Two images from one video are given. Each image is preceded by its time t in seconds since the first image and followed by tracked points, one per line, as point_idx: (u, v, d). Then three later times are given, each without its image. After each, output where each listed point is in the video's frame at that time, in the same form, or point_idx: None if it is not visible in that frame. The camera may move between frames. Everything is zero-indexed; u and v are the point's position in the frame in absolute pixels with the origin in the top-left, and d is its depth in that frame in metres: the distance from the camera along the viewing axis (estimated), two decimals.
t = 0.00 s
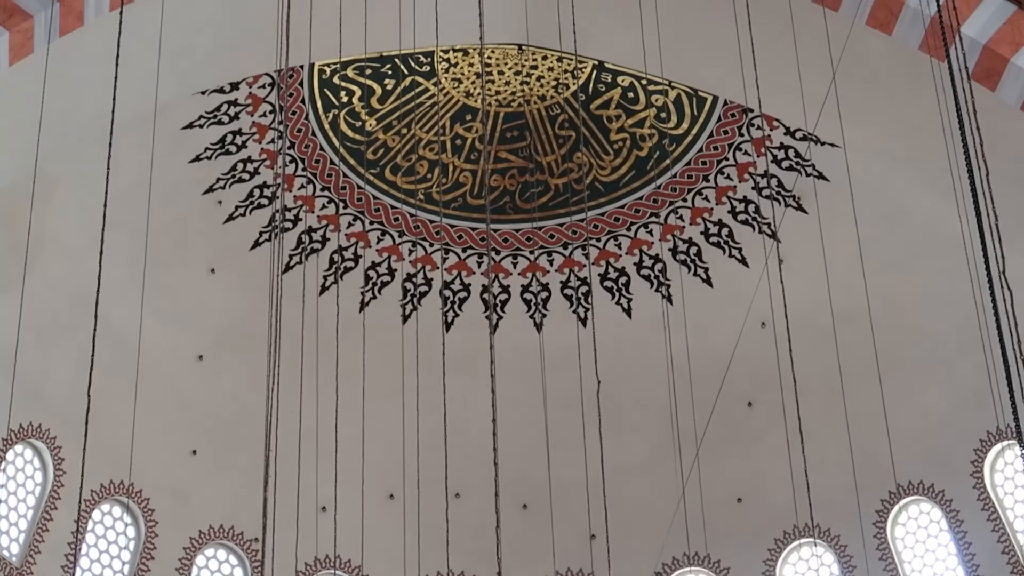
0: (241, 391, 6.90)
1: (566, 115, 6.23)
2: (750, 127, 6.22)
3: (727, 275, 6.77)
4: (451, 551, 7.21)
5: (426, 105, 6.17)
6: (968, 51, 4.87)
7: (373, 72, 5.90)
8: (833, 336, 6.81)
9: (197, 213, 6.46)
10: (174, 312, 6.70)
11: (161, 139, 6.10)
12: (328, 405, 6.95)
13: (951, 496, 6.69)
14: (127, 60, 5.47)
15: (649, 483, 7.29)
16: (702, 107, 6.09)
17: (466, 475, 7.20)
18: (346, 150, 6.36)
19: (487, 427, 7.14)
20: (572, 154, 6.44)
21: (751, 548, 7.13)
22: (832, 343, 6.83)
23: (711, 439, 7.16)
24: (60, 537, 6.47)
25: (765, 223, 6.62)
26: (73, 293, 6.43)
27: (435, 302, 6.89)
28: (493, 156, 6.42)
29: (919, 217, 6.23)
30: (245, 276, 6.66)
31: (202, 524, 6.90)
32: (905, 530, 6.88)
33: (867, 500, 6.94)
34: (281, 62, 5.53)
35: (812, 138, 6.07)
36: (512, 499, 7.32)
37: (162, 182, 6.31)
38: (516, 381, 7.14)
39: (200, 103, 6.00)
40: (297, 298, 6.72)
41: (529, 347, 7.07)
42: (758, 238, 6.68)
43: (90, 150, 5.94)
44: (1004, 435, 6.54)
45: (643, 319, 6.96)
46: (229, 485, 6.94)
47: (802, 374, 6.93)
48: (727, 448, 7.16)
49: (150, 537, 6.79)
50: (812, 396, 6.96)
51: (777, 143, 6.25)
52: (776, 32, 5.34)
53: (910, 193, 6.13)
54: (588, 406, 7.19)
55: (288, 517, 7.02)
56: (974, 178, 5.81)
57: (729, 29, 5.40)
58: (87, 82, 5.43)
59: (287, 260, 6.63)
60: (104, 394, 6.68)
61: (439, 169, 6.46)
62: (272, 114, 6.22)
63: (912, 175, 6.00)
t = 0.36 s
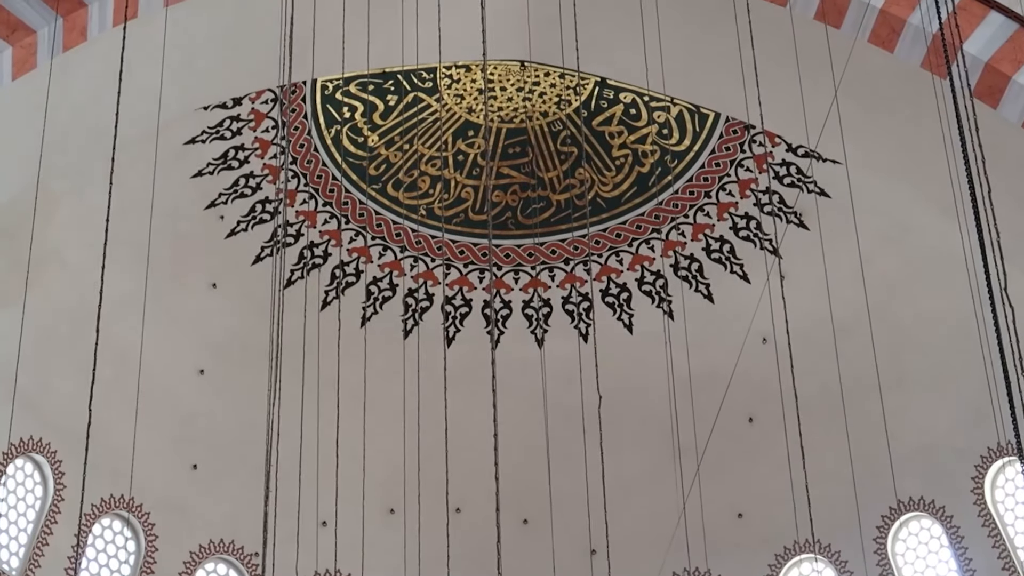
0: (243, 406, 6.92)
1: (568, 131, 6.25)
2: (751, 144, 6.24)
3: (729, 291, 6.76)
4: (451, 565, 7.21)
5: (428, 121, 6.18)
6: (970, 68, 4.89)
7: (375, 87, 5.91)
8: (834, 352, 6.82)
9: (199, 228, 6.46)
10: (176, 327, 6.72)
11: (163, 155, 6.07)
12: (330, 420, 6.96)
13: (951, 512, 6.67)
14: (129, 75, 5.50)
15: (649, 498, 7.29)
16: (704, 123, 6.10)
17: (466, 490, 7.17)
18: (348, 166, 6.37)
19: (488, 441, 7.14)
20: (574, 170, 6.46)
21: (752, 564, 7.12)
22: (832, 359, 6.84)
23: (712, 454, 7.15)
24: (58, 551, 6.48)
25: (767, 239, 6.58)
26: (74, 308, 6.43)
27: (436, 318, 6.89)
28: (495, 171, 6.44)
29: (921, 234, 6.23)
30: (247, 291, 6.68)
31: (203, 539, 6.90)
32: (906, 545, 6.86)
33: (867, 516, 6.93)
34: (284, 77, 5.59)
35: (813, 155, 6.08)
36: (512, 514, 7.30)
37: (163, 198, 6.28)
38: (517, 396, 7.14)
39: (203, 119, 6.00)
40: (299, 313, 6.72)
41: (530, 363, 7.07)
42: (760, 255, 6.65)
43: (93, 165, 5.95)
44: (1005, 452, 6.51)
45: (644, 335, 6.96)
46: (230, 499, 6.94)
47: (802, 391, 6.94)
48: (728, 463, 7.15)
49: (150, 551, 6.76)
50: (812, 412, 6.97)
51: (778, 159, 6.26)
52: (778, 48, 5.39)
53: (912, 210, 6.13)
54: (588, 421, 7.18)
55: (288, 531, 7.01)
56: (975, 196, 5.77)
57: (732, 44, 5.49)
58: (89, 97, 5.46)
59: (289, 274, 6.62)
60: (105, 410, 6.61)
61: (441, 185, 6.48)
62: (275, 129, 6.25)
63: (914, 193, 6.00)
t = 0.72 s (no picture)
0: (248, 425, 6.89)
1: (573, 150, 6.27)
2: (757, 164, 6.22)
3: (734, 311, 6.73)
4: None
5: (433, 140, 6.24)
6: (975, 89, 4.95)
7: (381, 107, 5.93)
8: (839, 372, 6.80)
9: (205, 247, 6.48)
10: (181, 346, 6.71)
11: (169, 174, 6.10)
12: (335, 439, 6.93)
13: (956, 531, 6.67)
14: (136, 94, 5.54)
15: (654, 517, 7.26)
16: (710, 143, 6.09)
17: (472, 507, 7.16)
18: (353, 185, 6.39)
19: (494, 460, 7.12)
20: (580, 189, 6.48)
21: None
22: (837, 379, 6.81)
23: (717, 473, 7.13)
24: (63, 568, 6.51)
25: (772, 258, 6.58)
26: (80, 329, 6.43)
27: (442, 336, 6.87)
28: (500, 190, 6.45)
29: (926, 253, 6.25)
30: (252, 309, 6.66)
31: (207, 556, 6.90)
32: (911, 564, 6.84)
33: (872, 536, 6.90)
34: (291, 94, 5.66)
35: (819, 175, 6.06)
36: (517, 532, 7.28)
37: (169, 216, 6.30)
38: (522, 413, 7.12)
39: (208, 139, 6.02)
40: (304, 331, 6.72)
41: (536, 382, 7.04)
42: (765, 274, 6.64)
43: (99, 185, 5.94)
44: (1010, 471, 6.55)
45: (650, 355, 6.93)
46: (234, 518, 6.91)
47: (809, 410, 6.89)
48: (732, 481, 7.13)
49: (154, 568, 6.78)
50: (819, 431, 6.91)
51: (784, 179, 6.18)
52: (783, 68, 5.42)
53: (917, 229, 6.15)
54: (594, 440, 7.16)
55: (293, 550, 6.99)
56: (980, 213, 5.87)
57: (738, 65, 5.53)
58: (97, 117, 5.52)
59: (295, 293, 6.65)
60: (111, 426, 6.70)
61: (447, 205, 6.52)
62: (280, 149, 6.23)
63: (919, 212, 6.04)
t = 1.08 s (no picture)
0: (253, 449, 6.84)
1: (579, 173, 6.36)
2: (762, 187, 6.30)
3: (740, 334, 6.72)
4: None
5: (438, 164, 6.33)
6: (981, 112, 5.01)
7: (386, 130, 6.07)
8: (846, 396, 6.76)
9: (209, 271, 6.50)
10: (188, 370, 6.71)
11: (176, 199, 6.21)
12: (339, 462, 6.89)
13: (961, 554, 6.62)
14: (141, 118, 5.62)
15: (661, 541, 7.18)
16: (714, 166, 6.22)
17: (477, 530, 7.07)
18: (359, 209, 6.49)
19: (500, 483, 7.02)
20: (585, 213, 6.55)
21: None
22: (843, 401, 6.77)
23: (723, 496, 7.05)
24: None
25: (778, 281, 6.59)
26: (87, 349, 6.59)
27: (448, 359, 6.87)
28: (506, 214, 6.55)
29: (931, 276, 6.26)
30: (256, 331, 6.66)
31: None
32: None
33: (878, 558, 6.86)
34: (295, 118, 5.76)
35: (825, 198, 6.16)
36: (523, 556, 7.16)
37: (174, 239, 6.37)
38: (528, 435, 7.05)
39: (218, 162, 6.18)
40: (309, 354, 6.67)
41: (541, 405, 7.00)
42: (771, 297, 6.64)
43: (105, 207, 6.03)
44: (1015, 494, 6.54)
45: (655, 379, 6.90)
46: (238, 543, 6.85)
47: (814, 432, 6.85)
48: (737, 503, 7.05)
49: None
50: (825, 454, 6.88)
51: (789, 203, 6.36)
52: (789, 93, 5.46)
53: (920, 251, 6.16)
54: (600, 463, 7.07)
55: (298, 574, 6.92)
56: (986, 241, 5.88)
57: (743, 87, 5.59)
58: (106, 138, 5.53)
59: (300, 316, 6.62)
60: (116, 449, 6.69)
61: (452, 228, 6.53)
62: (287, 172, 6.38)
63: (925, 230, 6.02)
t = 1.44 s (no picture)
0: (252, 494, 6.79)
1: (577, 218, 6.47)
2: (761, 231, 6.36)
3: (739, 377, 6.72)
4: None
5: (437, 209, 6.40)
6: (978, 153, 5.08)
7: (384, 175, 6.14)
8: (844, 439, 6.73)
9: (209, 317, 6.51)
10: (187, 416, 6.69)
11: (174, 243, 6.24)
12: (339, 507, 6.85)
13: None
14: (142, 161, 5.77)
15: None
16: (713, 210, 6.26)
17: None
18: (358, 252, 6.54)
19: (499, 527, 6.94)
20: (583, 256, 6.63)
21: None
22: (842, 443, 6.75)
23: (722, 539, 6.98)
24: None
25: (776, 324, 6.62)
26: (85, 396, 6.63)
27: (446, 405, 6.79)
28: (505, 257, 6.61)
29: (931, 317, 6.26)
30: (256, 378, 6.62)
31: None
32: None
33: None
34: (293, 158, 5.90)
35: (822, 241, 6.21)
36: None
37: (173, 284, 6.40)
38: (526, 480, 6.99)
39: (214, 207, 6.18)
40: (308, 399, 6.68)
41: (540, 449, 6.95)
42: (769, 339, 6.66)
43: (107, 247, 6.16)
44: (1015, 536, 6.49)
45: (654, 423, 6.90)
46: None
47: (814, 475, 6.82)
48: (736, 546, 6.96)
49: None
50: (825, 496, 6.85)
51: (788, 245, 6.36)
52: (784, 134, 5.62)
53: (919, 295, 6.20)
54: (598, 505, 7.01)
55: None
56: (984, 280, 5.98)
57: (739, 132, 5.73)
58: (104, 173, 5.71)
59: (299, 360, 6.65)
60: (116, 496, 6.72)
61: (450, 272, 6.57)
62: (284, 217, 6.38)
63: (923, 273, 6.09)
